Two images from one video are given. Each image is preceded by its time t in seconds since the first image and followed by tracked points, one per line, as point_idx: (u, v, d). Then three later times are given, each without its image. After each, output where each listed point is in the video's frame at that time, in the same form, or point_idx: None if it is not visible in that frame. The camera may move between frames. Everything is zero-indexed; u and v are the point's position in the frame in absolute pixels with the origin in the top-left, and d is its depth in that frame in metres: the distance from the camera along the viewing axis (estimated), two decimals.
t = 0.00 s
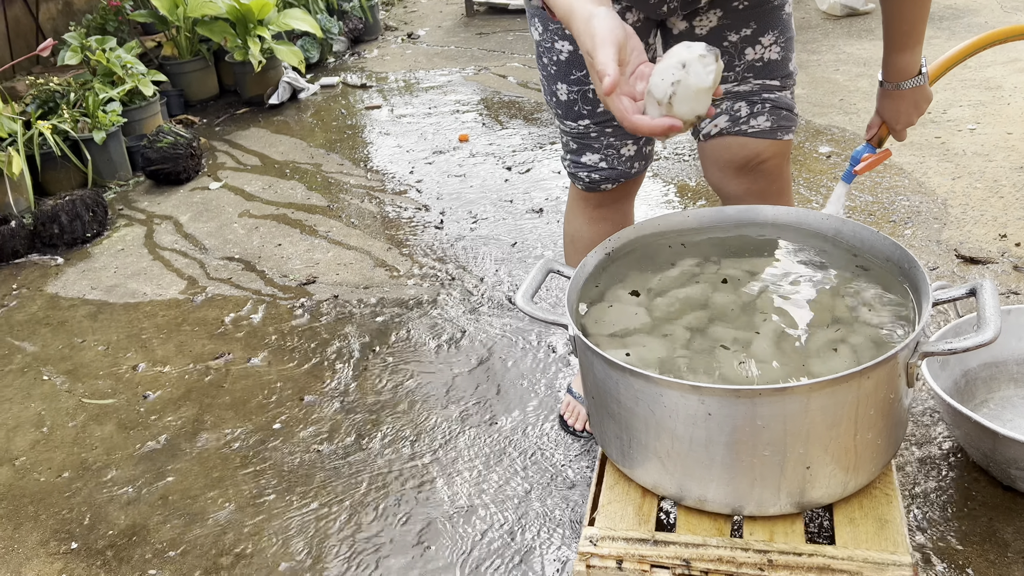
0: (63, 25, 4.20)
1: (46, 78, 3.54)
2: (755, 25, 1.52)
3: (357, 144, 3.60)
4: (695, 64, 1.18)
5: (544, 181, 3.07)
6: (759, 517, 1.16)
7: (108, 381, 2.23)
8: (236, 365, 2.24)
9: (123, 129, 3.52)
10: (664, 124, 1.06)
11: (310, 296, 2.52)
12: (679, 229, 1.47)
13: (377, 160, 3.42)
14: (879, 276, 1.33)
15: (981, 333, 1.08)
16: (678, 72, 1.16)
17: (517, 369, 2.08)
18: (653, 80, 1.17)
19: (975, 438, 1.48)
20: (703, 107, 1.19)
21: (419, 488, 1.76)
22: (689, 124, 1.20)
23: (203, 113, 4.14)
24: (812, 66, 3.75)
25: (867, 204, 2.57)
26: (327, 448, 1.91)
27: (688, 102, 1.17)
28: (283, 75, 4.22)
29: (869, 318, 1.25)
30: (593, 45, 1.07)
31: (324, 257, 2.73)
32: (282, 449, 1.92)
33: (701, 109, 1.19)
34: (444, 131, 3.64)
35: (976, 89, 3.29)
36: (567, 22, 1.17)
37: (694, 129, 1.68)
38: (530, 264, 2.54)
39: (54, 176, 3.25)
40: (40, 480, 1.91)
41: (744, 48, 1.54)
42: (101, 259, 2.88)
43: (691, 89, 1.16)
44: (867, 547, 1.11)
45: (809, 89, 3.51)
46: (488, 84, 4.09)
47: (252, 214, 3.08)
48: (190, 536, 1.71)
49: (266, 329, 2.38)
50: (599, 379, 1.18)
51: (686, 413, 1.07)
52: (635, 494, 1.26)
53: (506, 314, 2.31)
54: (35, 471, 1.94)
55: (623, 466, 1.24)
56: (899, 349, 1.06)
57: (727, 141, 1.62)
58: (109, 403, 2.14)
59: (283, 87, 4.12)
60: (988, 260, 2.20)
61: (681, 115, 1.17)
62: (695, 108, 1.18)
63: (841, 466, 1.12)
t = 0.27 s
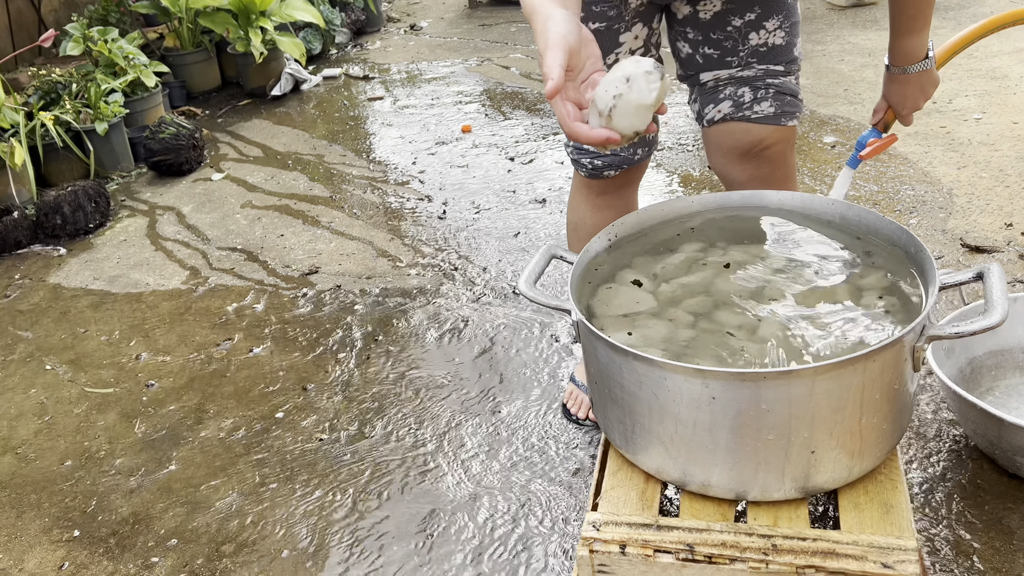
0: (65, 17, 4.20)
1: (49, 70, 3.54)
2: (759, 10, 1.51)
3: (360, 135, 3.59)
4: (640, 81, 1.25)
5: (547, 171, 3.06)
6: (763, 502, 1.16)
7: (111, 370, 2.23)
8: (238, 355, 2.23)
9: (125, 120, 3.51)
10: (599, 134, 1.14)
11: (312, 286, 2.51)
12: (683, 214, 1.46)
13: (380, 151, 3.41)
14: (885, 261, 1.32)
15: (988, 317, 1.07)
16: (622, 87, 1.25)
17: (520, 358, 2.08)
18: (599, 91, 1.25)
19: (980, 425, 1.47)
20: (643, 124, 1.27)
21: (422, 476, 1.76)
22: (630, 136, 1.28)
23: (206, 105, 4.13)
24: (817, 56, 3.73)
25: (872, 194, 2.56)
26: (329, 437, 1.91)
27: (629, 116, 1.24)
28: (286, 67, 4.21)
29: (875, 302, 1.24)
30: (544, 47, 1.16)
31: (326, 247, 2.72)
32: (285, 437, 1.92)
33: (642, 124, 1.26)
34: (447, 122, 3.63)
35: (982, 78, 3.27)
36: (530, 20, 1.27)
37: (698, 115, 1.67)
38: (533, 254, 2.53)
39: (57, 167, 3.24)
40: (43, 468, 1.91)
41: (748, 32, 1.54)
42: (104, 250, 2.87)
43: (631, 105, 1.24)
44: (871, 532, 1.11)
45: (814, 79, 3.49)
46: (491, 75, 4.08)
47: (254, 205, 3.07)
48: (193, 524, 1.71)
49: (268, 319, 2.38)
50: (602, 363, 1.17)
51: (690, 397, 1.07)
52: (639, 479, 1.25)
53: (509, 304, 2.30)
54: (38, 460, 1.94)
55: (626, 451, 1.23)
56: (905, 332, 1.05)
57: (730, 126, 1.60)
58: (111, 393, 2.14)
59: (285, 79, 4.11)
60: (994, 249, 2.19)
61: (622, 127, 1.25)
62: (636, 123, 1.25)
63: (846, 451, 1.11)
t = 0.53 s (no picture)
0: (67, 11, 4.19)
1: (51, 63, 3.53)
2: None
3: (363, 128, 3.58)
4: (644, 108, 1.27)
5: (551, 163, 3.05)
6: (772, 488, 1.15)
7: (117, 362, 2.23)
8: (243, 347, 2.23)
9: (128, 114, 3.51)
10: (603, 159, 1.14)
11: (317, 279, 2.51)
12: (691, 202, 1.46)
13: (383, 144, 3.41)
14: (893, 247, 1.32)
15: (999, 302, 1.07)
16: (626, 113, 1.26)
17: (526, 349, 2.07)
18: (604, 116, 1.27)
19: (989, 414, 1.47)
20: (645, 150, 1.28)
21: (428, 466, 1.76)
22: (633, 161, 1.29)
23: (208, 99, 4.12)
24: (821, 48, 3.72)
25: (877, 184, 2.55)
26: (335, 427, 1.91)
27: (631, 142, 1.26)
28: (288, 60, 4.20)
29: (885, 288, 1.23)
30: (552, 73, 1.16)
31: (330, 239, 2.72)
32: (291, 428, 1.92)
33: (644, 150, 1.28)
34: (450, 115, 3.62)
35: (988, 69, 3.25)
36: (540, 42, 1.26)
37: (705, 104, 1.67)
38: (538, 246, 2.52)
39: (60, 161, 3.24)
40: (50, 459, 1.91)
41: (756, 20, 1.53)
42: (108, 243, 2.87)
43: (634, 131, 1.25)
44: (881, 518, 1.10)
45: (818, 70, 3.48)
46: (494, 68, 4.07)
47: (258, 198, 3.07)
48: (199, 515, 1.71)
49: (273, 311, 2.38)
50: (610, 350, 1.17)
51: (700, 382, 1.06)
52: (648, 467, 1.25)
53: (514, 295, 2.30)
54: (45, 451, 1.94)
55: (635, 439, 1.23)
56: (916, 317, 1.04)
57: (737, 115, 1.60)
58: (117, 384, 2.14)
59: (288, 72, 4.10)
60: (1000, 239, 2.18)
61: (624, 153, 1.27)
62: (637, 149, 1.27)
63: (856, 437, 1.10)
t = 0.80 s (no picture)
0: (68, 7, 4.19)
1: (53, 59, 3.54)
2: None
3: (365, 123, 3.59)
4: (644, 121, 1.27)
5: (554, 157, 3.06)
6: (778, 473, 1.16)
7: (121, 356, 2.24)
8: (248, 340, 2.24)
9: (130, 110, 3.51)
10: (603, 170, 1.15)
11: (320, 272, 2.52)
12: (695, 191, 1.47)
13: (385, 139, 3.41)
14: (897, 235, 1.32)
15: (1003, 286, 1.07)
16: (627, 126, 1.26)
17: (530, 341, 2.08)
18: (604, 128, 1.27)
19: (992, 401, 1.47)
20: (644, 163, 1.29)
21: (433, 457, 1.76)
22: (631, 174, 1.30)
23: (210, 94, 4.13)
24: (823, 41, 3.72)
25: (879, 176, 2.55)
26: (339, 419, 1.91)
27: (631, 154, 1.26)
28: (290, 56, 4.21)
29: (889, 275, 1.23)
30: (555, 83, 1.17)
31: (333, 233, 2.72)
32: (297, 419, 1.93)
33: (644, 163, 1.28)
34: (452, 110, 3.62)
35: (989, 61, 3.25)
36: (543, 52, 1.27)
37: (710, 94, 1.67)
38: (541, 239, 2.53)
39: (63, 157, 3.25)
40: (56, 452, 1.92)
41: (760, 11, 1.52)
42: (111, 238, 2.88)
43: (634, 144, 1.26)
44: (886, 502, 1.11)
45: (820, 63, 3.48)
46: (496, 63, 4.07)
47: (261, 193, 3.07)
48: (205, 505, 1.72)
49: (277, 304, 2.38)
50: (616, 337, 1.18)
51: (705, 368, 1.07)
52: (653, 453, 1.25)
53: (518, 287, 2.30)
54: (51, 444, 1.95)
55: (641, 426, 1.24)
56: (920, 301, 1.05)
57: (741, 106, 1.60)
58: (122, 377, 2.15)
59: (290, 68, 4.10)
60: (1003, 229, 2.18)
61: (624, 165, 1.27)
62: (637, 162, 1.27)
63: (861, 422, 1.11)
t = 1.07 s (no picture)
0: (68, 9, 4.20)
1: (54, 61, 3.55)
2: None
3: (365, 123, 3.60)
4: (656, 132, 1.30)
5: (553, 156, 3.07)
6: (776, 470, 1.18)
7: (124, 356, 2.25)
8: (249, 340, 2.25)
9: (131, 111, 3.52)
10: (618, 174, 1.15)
11: (321, 272, 2.53)
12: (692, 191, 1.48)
13: (385, 139, 3.42)
14: (892, 233, 1.33)
15: (997, 284, 1.09)
16: (639, 136, 1.28)
17: (530, 340, 2.09)
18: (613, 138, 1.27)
19: (988, 398, 1.49)
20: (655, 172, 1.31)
21: (434, 455, 1.78)
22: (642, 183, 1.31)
23: (210, 95, 4.14)
24: (820, 39, 3.73)
25: (876, 174, 2.57)
26: (341, 418, 1.93)
27: (644, 162, 1.28)
28: (289, 56, 4.22)
29: (885, 274, 1.25)
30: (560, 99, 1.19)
31: (334, 233, 2.74)
32: (299, 418, 1.94)
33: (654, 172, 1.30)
34: (451, 109, 3.63)
35: (986, 59, 3.27)
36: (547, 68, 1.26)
37: (707, 94, 1.69)
38: (540, 238, 2.54)
39: (64, 158, 3.26)
40: (61, 452, 1.94)
41: (757, 13, 1.53)
42: (113, 239, 2.89)
43: (648, 152, 1.28)
44: (883, 497, 1.13)
45: (817, 62, 3.50)
46: (495, 62, 4.08)
47: (261, 193, 3.08)
48: (209, 505, 1.73)
49: (278, 304, 2.40)
50: (615, 336, 1.19)
51: (704, 366, 1.08)
52: (653, 451, 1.27)
53: (518, 287, 2.32)
54: (55, 444, 1.96)
55: (640, 424, 1.25)
56: (915, 300, 1.06)
57: (738, 107, 1.62)
58: (125, 378, 2.17)
59: (289, 68, 4.11)
60: (999, 227, 2.20)
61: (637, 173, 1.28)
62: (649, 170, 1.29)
63: (857, 419, 1.13)
